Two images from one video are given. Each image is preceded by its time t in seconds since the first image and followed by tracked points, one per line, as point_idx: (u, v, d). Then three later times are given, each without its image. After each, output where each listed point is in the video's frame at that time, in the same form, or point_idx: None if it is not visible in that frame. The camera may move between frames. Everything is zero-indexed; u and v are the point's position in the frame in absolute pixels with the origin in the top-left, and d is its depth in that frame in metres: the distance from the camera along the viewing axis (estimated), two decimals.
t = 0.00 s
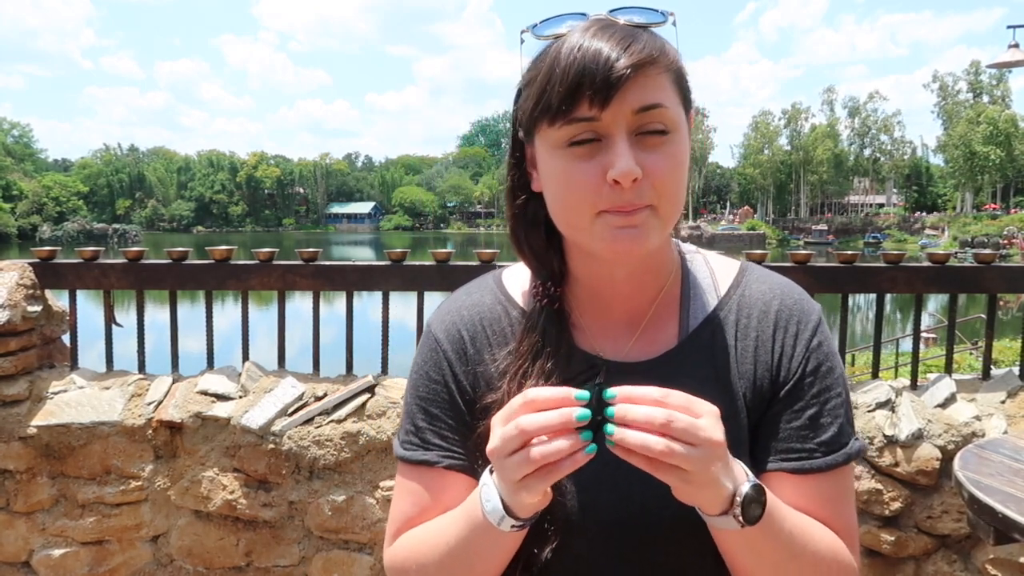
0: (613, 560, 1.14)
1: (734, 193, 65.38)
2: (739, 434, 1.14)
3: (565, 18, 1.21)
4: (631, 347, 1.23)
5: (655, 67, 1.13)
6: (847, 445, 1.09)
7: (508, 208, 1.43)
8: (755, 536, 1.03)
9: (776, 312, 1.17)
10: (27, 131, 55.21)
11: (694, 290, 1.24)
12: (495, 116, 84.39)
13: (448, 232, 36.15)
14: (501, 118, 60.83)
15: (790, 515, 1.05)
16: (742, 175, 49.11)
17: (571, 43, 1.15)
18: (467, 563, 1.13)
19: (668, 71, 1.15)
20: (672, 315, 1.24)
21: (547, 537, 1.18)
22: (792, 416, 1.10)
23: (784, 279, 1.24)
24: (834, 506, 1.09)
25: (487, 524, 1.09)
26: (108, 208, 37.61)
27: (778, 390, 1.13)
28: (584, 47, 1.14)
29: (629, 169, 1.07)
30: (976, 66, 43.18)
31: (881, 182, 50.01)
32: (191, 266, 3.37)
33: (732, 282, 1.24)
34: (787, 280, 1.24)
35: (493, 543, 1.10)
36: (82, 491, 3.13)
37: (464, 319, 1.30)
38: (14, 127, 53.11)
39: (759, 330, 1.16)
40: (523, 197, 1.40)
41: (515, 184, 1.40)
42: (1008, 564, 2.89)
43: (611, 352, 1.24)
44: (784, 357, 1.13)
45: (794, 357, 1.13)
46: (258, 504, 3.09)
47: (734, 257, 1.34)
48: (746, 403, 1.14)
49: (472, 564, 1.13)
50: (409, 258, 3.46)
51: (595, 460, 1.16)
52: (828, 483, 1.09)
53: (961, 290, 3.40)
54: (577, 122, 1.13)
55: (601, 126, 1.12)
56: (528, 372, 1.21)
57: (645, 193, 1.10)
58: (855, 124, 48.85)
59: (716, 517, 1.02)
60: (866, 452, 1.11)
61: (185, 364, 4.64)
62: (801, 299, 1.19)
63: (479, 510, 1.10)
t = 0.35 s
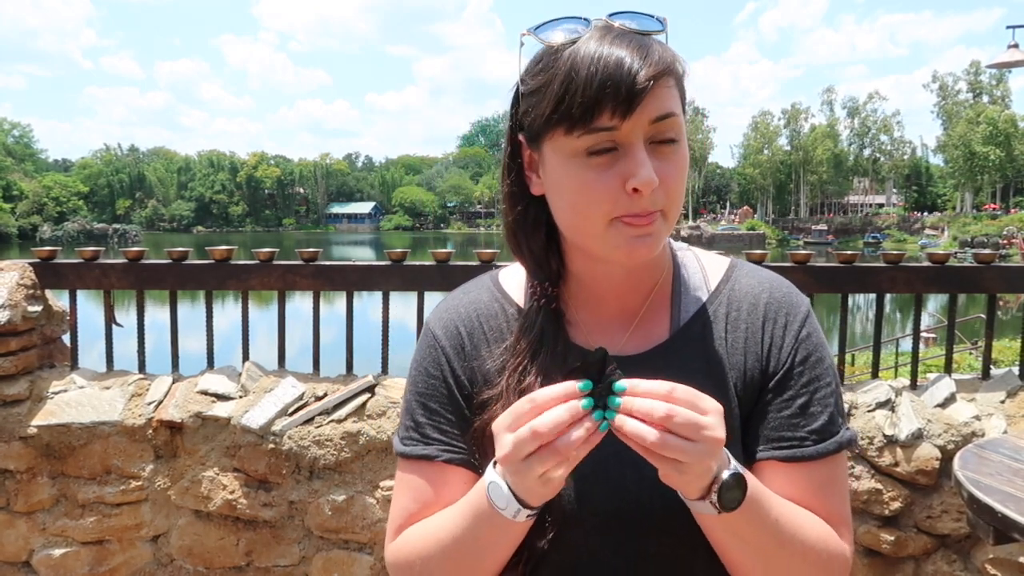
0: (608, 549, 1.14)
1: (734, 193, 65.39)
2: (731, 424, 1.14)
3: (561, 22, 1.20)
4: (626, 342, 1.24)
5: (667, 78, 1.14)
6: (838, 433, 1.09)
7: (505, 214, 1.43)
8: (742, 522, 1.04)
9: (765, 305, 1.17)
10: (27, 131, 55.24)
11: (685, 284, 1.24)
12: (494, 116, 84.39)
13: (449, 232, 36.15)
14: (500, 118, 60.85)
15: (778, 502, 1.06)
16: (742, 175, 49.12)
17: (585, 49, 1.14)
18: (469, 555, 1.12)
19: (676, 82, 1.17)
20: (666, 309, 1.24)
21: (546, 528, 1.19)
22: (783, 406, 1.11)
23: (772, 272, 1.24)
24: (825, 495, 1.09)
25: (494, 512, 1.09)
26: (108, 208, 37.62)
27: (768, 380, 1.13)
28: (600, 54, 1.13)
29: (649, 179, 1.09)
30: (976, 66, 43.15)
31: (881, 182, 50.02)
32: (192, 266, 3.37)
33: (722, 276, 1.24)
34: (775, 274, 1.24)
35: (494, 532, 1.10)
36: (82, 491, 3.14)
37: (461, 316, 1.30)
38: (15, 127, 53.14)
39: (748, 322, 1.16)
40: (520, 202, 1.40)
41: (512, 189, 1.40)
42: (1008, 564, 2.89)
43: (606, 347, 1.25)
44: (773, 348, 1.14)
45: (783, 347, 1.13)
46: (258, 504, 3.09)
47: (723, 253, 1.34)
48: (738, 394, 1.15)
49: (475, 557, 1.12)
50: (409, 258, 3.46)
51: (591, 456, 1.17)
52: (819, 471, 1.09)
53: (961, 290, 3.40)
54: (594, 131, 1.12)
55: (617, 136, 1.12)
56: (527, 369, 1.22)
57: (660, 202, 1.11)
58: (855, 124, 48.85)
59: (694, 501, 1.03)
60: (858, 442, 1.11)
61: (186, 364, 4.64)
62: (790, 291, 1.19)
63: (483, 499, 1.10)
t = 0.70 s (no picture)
0: (605, 539, 1.16)
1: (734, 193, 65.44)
2: (726, 414, 1.15)
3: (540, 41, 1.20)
4: (625, 335, 1.25)
5: (629, 111, 1.10)
6: (831, 424, 1.10)
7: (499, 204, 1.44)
8: (735, 512, 1.05)
9: (761, 299, 1.19)
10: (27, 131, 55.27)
11: (684, 280, 1.27)
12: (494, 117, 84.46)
13: (449, 232, 36.16)
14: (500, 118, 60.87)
15: (769, 495, 1.07)
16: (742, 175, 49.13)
17: (547, 82, 1.12)
18: (470, 548, 1.15)
19: (645, 106, 1.12)
20: (664, 303, 1.26)
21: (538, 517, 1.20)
22: (777, 396, 1.12)
23: (769, 268, 1.26)
24: (818, 489, 1.10)
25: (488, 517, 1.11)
26: (108, 208, 37.64)
27: (763, 372, 1.14)
28: (557, 90, 1.11)
29: (598, 222, 1.12)
30: (976, 66, 43.16)
31: (881, 182, 50.04)
32: (192, 266, 3.38)
33: (720, 272, 1.26)
34: (772, 271, 1.26)
35: (496, 523, 1.12)
36: (83, 490, 3.15)
37: (466, 308, 1.32)
38: (15, 127, 53.17)
39: (744, 315, 1.18)
40: (519, 200, 1.42)
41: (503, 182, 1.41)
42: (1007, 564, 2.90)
43: (604, 339, 1.26)
44: (768, 340, 1.15)
45: (778, 339, 1.14)
46: (259, 504, 3.10)
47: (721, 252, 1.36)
48: (733, 385, 1.16)
49: (474, 551, 1.15)
50: (409, 258, 3.47)
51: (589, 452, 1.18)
52: (813, 464, 1.10)
53: (960, 290, 3.41)
54: (551, 170, 1.15)
55: (574, 174, 1.14)
56: (529, 358, 1.22)
57: (618, 236, 1.14)
58: (855, 124, 48.88)
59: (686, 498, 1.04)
60: (851, 435, 1.12)
61: (186, 365, 4.65)
62: (786, 287, 1.21)
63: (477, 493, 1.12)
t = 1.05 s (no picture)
0: (606, 535, 1.15)
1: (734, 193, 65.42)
2: (726, 410, 1.15)
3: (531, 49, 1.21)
4: (623, 333, 1.25)
5: (609, 117, 1.10)
6: (833, 422, 1.10)
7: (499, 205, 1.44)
8: (745, 506, 1.04)
9: (760, 297, 1.18)
10: (27, 132, 55.28)
11: (683, 278, 1.27)
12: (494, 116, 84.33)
13: (449, 232, 36.14)
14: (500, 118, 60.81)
15: (778, 490, 1.07)
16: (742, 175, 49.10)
17: (530, 92, 1.13)
18: (460, 541, 1.14)
19: (627, 112, 1.11)
20: (663, 302, 1.26)
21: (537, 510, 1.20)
22: (778, 393, 1.11)
23: (768, 267, 1.25)
24: (824, 486, 1.11)
25: (469, 498, 1.11)
26: (108, 208, 37.61)
27: (763, 369, 1.14)
28: (539, 100, 1.11)
29: (583, 226, 1.12)
30: (976, 66, 43.14)
31: (881, 182, 50.06)
32: (192, 266, 3.38)
33: (719, 271, 1.26)
34: (771, 270, 1.26)
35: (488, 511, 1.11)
36: (83, 490, 3.15)
37: (466, 306, 1.31)
38: (14, 127, 53.16)
39: (743, 314, 1.18)
40: (516, 201, 1.42)
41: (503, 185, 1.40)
42: (1007, 564, 2.90)
43: (603, 337, 1.26)
44: (768, 338, 1.15)
45: (778, 336, 1.14)
46: (259, 504, 3.10)
47: (720, 252, 1.36)
48: (733, 383, 1.15)
49: (464, 544, 1.15)
50: (409, 258, 3.46)
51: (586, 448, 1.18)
52: (816, 460, 1.10)
53: (960, 290, 3.41)
54: (537, 176, 1.15)
55: (559, 179, 1.14)
56: (527, 354, 1.23)
57: (605, 239, 1.13)
58: (855, 123, 48.90)
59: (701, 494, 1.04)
60: (852, 431, 1.12)
61: (186, 365, 4.65)
62: (785, 285, 1.20)
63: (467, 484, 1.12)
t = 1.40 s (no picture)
0: (608, 534, 1.15)
1: (734, 193, 65.41)
2: (729, 414, 1.15)
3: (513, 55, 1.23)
4: (623, 335, 1.25)
5: (576, 121, 1.10)
6: (836, 427, 1.10)
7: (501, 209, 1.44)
8: (748, 505, 1.04)
9: (763, 301, 1.18)
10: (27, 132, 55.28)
11: (684, 280, 1.27)
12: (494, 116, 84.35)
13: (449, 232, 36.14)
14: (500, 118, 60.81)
15: (782, 490, 1.06)
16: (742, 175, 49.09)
17: (504, 99, 1.15)
18: (462, 540, 1.14)
19: (595, 115, 1.11)
20: (663, 304, 1.26)
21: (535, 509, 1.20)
22: (782, 398, 1.11)
23: (771, 270, 1.25)
24: (827, 488, 1.10)
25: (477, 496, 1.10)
26: (108, 208, 37.61)
27: (766, 374, 1.14)
28: (511, 106, 1.13)
29: (556, 230, 1.12)
30: (976, 66, 43.13)
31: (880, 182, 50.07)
32: (192, 266, 3.38)
33: (721, 273, 1.26)
34: (773, 273, 1.25)
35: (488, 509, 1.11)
36: (82, 490, 3.14)
37: (467, 307, 1.31)
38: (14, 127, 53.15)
39: (746, 317, 1.17)
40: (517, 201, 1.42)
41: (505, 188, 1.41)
42: (1007, 564, 2.89)
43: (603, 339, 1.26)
44: (771, 342, 1.14)
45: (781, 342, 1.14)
46: (258, 504, 3.09)
47: (721, 253, 1.36)
48: (735, 386, 1.15)
49: (465, 543, 1.14)
50: (409, 258, 3.46)
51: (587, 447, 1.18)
52: (819, 463, 1.10)
53: (961, 290, 3.40)
54: (515, 181, 1.17)
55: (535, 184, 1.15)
56: (527, 355, 1.23)
57: (582, 243, 1.13)
58: (855, 123, 48.91)
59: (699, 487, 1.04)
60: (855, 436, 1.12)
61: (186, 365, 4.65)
62: (787, 289, 1.20)
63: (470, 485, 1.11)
